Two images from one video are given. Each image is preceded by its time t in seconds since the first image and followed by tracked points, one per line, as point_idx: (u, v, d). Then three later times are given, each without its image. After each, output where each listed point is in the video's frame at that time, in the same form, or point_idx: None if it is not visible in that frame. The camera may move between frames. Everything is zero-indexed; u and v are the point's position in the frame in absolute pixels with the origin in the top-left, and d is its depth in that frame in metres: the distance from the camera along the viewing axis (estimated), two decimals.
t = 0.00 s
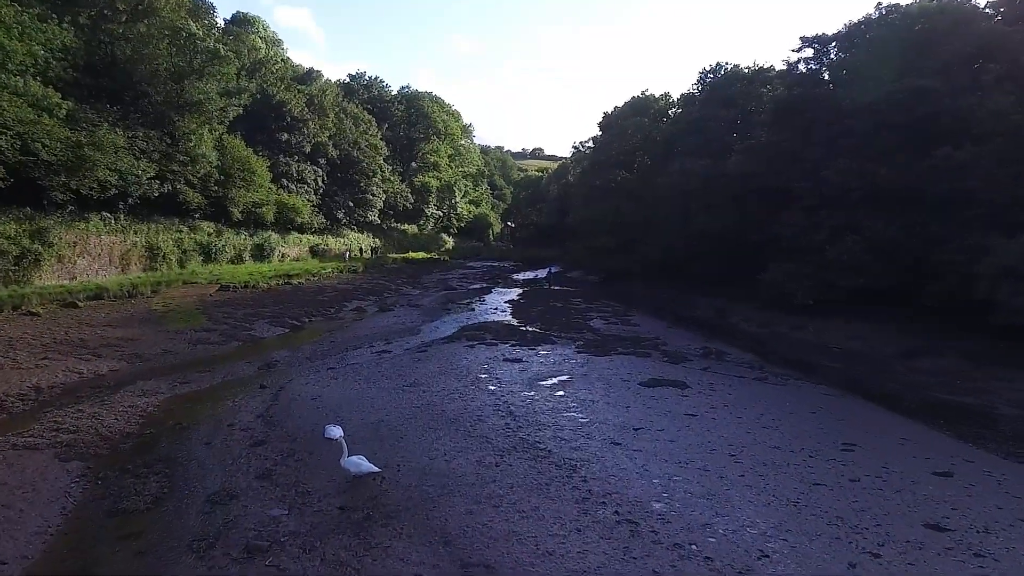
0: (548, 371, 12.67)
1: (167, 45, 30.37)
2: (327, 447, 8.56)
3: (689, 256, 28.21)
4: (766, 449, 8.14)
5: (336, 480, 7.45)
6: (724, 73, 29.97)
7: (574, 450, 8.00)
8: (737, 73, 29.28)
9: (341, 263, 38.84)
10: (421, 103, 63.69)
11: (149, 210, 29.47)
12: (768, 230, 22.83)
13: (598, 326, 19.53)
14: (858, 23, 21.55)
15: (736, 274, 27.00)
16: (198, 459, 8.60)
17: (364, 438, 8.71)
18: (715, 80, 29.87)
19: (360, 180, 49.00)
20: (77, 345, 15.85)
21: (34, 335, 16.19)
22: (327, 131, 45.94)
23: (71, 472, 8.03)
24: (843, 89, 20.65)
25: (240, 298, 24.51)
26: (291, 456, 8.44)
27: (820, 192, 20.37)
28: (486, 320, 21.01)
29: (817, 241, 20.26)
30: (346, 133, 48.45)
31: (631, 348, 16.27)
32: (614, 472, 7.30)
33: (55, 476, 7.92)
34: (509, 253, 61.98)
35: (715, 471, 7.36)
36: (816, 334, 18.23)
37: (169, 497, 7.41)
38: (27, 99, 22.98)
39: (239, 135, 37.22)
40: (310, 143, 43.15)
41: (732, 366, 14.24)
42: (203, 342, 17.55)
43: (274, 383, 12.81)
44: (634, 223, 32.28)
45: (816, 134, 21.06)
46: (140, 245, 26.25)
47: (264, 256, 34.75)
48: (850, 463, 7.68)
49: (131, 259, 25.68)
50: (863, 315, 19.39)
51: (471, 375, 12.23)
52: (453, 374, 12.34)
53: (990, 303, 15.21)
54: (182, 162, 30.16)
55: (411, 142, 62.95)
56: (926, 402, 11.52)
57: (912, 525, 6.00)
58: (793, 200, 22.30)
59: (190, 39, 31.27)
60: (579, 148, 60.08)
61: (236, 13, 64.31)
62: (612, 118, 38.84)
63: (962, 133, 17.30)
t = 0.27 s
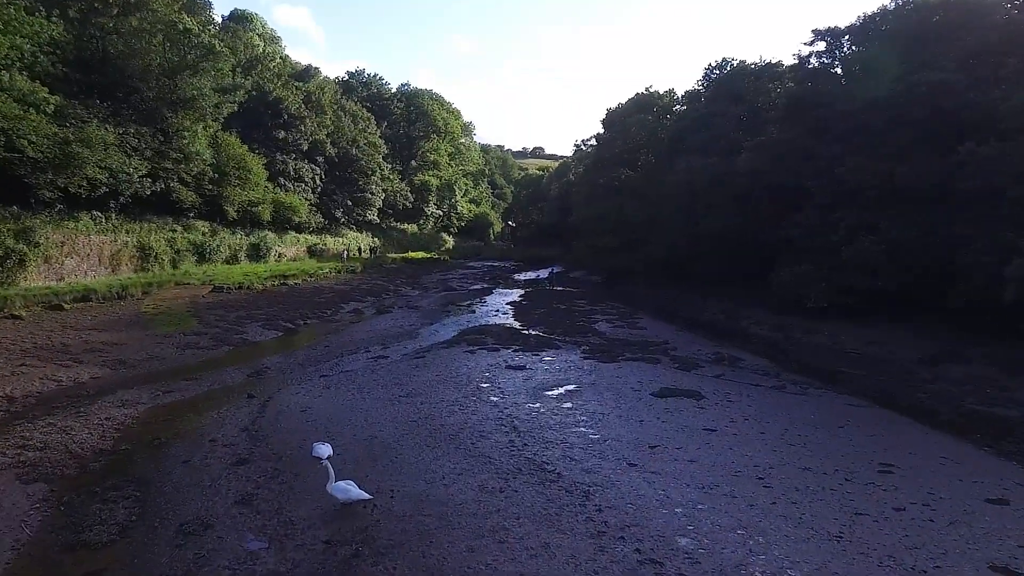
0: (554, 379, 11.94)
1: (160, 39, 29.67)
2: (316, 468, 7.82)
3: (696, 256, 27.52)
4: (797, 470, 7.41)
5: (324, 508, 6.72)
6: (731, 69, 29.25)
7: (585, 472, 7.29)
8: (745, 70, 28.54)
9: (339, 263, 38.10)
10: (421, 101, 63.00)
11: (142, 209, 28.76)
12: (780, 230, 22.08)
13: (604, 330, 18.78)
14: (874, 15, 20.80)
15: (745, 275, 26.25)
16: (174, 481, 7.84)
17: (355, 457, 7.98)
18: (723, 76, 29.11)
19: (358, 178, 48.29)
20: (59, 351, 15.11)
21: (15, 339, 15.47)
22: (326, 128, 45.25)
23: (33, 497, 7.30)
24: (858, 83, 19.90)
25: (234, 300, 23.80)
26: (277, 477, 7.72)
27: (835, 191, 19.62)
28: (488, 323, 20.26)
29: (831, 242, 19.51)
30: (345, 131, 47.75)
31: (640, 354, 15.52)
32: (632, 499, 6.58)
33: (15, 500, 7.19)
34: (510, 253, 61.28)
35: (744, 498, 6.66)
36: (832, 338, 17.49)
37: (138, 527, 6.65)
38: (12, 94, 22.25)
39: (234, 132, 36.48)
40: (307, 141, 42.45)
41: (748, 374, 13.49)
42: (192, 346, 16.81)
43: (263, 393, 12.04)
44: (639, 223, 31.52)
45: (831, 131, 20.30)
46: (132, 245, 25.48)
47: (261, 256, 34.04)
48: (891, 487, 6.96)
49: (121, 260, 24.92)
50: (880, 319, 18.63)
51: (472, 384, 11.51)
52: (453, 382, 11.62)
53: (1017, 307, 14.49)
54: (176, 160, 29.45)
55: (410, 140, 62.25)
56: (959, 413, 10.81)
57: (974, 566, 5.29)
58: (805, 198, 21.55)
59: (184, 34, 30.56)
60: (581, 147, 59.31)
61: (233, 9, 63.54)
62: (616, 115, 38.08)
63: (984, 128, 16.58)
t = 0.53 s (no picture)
0: (561, 390, 11.15)
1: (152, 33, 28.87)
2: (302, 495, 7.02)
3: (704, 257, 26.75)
4: (837, 499, 6.64)
5: (307, 545, 5.95)
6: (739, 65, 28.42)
7: (602, 502, 6.52)
8: (753, 66, 27.72)
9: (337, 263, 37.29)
10: (420, 98, 62.18)
11: (133, 208, 27.98)
12: (792, 230, 21.24)
13: (611, 334, 17.95)
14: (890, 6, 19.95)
15: (754, 276, 25.40)
16: (142, 510, 7.01)
17: (345, 483, 7.21)
18: (730, 72, 28.29)
19: (357, 176, 47.51)
20: (37, 357, 14.31)
21: None
22: (323, 126, 44.45)
23: None
24: (876, 77, 19.05)
25: (227, 302, 23.01)
26: (257, 505, 6.95)
27: (852, 190, 18.78)
28: (489, 326, 19.43)
29: (848, 242, 18.68)
30: (342, 128, 46.95)
31: (651, 361, 14.69)
32: (657, 536, 5.81)
33: None
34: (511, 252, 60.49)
35: (782, 534, 5.90)
36: (851, 344, 16.65)
37: (95, 568, 5.81)
38: None
39: (229, 129, 35.67)
40: (304, 138, 41.66)
41: (768, 384, 12.66)
42: (179, 352, 16.03)
43: (250, 405, 11.22)
44: (644, 222, 30.67)
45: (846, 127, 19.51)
46: (121, 244, 24.65)
47: (256, 255, 33.26)
48: (945, 520, 6.19)
49: (111, 260, 24.09)
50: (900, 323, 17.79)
51: (473, 395, 10.73)
52: (453, 393, 10.84)
53: None
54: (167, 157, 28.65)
55: (410, 138, 61.45)
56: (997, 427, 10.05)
57: None
58: (820, 197, 20.71)
59: (177, 28, 29.76)
60: (583, 145, 58.45)
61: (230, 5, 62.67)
62: (619, 112, 37.27)
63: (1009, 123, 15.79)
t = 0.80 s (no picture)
0: (570, 401, 10.40)
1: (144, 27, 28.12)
2: (284, 525, 6.27)
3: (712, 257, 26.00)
4: (886, 532, 5.89)
5: None
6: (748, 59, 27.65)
7: (622, 537, 5.77)
8: (763, 59, 26.94)
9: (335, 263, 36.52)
10: (420, 95, 61.40)
11: (125, 206, 27.24)
12: (806, 229, 20.46)
13: (619, 338, 17.18)
14: None
15: (765, 277, 24.61)
16: (107, 539, 6.25)
17: (333, 512, 6.45)
18: (739, 66, 27.49)
19: (356, 174, 46.75)
20: (15, 364, 13.56)
21: None
22: (321, 123, 43.70)
23: None
24: (895, 69, 18.23)
25: (220, 303, 22.25)
26: (234, 537, 6.20)
27: (870, 187, 17.98)
28: (492, 330, 18.68)
29: (865, 242, 17.90)
30: (341, 126, 46.18)
31: (662, 368, 13.91)
32: None
33: None
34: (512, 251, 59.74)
35: None
36: (871, 348, 15.89)
37: None
38: None
39: (225, 127, 34.90)
40: (302, 135, 40.90)
41: (789, 393, 11.88)
42: (166, 357, 15.28)
43: (236, 417, 10.44)
44: (649, 221, 29.89)
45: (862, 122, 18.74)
46: (112, 244, 23.88)
47: (253, 255, 32.52)
48: (1015, 559, 5.43)
49: (101, 260, 23.30)
50: (921, 326, 17.02)
51: (475, 407, 9.99)
52: (453, 405, 10.10)
53: None
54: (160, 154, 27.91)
55: (410, 136, 60.68)
56: None
57: None
58: (834, 195, 19.93)
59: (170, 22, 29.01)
60: (586, 142, 57.62)
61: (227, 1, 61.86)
62: (623, 108, 36.48)
63: None
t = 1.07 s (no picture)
0: (580, 412, 9.68)
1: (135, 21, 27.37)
2: (262, 562, 5.52)
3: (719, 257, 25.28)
4: (949, 572, 5.16)
5: None
6: (757, 53, 26.93)
7: None
8: (772, 54, 26.22)
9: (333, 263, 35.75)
10: (420, 93, 60.63)
11: (116, 204, 26.48)
12: (819, 228, 19.72)
13: (626, 342, 16.44)
14: None
15: (774, 277, 23.88)
16: None
17: (318, 546, 5.70)
18: (747, 61, 26.76)
19: (354, 173, 46.01)
20: None
21: None
22: (319, 120, 42.95)
23: None
24: (914, 61, 17.49)
25: (211, 305, 21.49)
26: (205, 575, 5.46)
27: (888, 184, 17.24)
28: (493, 333, 17.94)
29: (883, 241, 17.18)
30: (339, 123, 45.42)
31: (674, 375, 13.17)
32: None
33: None
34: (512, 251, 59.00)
35: None
36: (891, 353, 15.14)
37: None
38: None
39: (220, 123, 34.16)
40: (299, 133, 40.16)
41: (811, 402, 11.14)
42: (152, 362, 14.53)
43: (220, 429, 9.70)
44: (654, 220, 29.15)
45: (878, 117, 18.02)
46: (102, 243, 23.12)
47: (248, 255, 31.76)
48: None
49: (89, 260, 22.53)
50: (941, 330, 16.28)
51: (478, 419, 9.27)
52: (454, 417, 9.38)
53: None
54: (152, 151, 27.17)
55: (409, 134, 59.93)
56: None
57: None
58: (849, 193, 19.19)
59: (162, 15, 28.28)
60: (588, 140, 56.87)
61: None
62: (628, 105, 35.76)
63: None
